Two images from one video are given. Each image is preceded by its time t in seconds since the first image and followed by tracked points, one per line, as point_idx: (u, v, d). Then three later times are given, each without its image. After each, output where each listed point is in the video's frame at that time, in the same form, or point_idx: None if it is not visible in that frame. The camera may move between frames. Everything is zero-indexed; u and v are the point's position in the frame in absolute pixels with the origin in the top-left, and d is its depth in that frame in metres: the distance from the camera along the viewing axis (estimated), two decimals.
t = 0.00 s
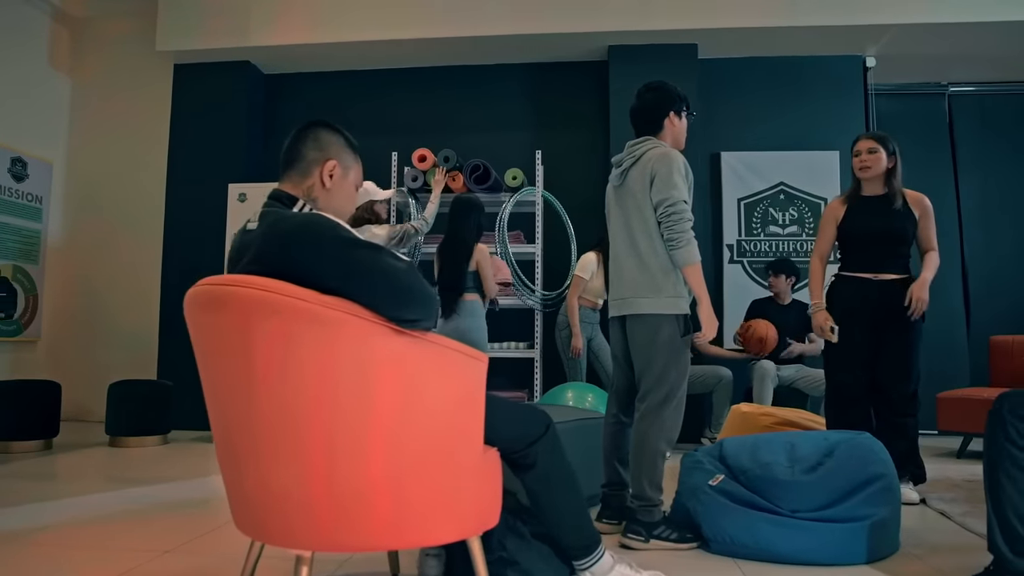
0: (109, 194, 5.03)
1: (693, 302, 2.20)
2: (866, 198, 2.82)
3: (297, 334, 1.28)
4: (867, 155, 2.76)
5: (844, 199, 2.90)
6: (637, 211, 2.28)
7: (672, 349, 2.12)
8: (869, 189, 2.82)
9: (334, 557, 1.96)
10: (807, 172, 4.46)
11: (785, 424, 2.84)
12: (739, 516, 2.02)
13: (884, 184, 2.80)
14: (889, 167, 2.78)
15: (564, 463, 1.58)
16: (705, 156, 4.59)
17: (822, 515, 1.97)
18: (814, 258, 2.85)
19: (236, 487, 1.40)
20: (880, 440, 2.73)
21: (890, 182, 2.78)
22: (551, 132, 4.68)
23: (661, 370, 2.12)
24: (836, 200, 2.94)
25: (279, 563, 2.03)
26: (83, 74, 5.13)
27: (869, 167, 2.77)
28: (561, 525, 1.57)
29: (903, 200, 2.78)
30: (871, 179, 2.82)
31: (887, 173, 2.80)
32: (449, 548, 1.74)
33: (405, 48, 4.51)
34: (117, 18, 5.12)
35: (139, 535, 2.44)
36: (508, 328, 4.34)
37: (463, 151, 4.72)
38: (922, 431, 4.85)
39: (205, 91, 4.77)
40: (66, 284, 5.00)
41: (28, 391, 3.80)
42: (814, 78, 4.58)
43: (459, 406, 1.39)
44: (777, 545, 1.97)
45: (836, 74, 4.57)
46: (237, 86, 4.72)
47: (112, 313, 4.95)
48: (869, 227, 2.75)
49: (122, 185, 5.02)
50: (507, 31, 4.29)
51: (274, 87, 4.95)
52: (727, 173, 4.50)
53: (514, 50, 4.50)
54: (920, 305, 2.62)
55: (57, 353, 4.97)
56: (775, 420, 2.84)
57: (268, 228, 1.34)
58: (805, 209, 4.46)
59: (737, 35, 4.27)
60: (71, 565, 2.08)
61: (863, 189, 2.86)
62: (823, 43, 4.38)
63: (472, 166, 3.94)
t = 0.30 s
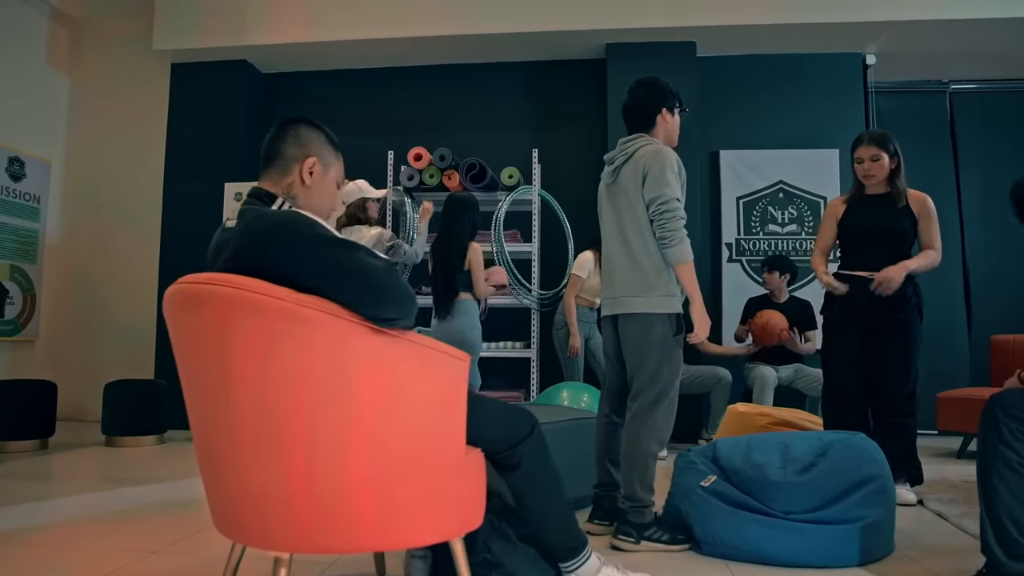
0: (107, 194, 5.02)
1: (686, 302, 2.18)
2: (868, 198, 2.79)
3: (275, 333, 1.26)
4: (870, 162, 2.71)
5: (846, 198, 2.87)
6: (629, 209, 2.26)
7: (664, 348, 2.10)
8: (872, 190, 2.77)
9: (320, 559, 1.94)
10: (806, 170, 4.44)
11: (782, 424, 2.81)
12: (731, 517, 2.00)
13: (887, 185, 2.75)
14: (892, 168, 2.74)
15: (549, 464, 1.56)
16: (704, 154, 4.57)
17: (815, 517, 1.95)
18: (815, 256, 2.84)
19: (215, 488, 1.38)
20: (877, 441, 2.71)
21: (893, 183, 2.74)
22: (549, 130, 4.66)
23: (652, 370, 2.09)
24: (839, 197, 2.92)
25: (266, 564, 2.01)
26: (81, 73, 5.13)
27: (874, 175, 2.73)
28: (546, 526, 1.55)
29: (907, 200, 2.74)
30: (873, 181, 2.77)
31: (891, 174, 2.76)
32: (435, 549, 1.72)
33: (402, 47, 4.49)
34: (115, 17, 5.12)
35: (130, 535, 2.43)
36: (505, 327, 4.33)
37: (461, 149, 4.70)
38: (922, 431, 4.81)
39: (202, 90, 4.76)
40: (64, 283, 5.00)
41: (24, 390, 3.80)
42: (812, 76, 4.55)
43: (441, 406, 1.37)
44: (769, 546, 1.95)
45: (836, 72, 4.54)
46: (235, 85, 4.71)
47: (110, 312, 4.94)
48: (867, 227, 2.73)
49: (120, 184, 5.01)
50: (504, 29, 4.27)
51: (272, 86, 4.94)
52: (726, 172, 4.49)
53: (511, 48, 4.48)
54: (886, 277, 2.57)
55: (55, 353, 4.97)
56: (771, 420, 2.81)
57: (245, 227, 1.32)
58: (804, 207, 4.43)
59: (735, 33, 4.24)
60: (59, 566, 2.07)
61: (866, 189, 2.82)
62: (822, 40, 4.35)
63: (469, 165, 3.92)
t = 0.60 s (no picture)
0: (103, 194, 5.02)
1: (677, 302, 2.15)
2: (866, 197, 2.76)
3: (252, 333, 1.24)
4: (868, 161, 2.68)
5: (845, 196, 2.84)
6: (619, 207, 2.24)
7: (655, 348, 2.07)
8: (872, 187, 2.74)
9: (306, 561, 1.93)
10: (805, 169, 4.41)
11: (778, 426, 2.79)
12: (721, 520, 1.97)
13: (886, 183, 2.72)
14: (891, 167, 2.71)
15: (533, 465, 1.54)
16: (702, 153, 4.55)
17: (806, 519, 1.93)
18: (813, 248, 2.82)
19: (193, 489, 1.36)
20: (872, 441, 2.68)
21: (891, 181, 2.71)
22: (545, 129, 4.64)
23: (644, 370, 2.06)
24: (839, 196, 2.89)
25: (253, 565, 2.00)
26: (79, 73, 5.13)
27: (872, 173, 2.69)
28: (531, 527, 1.53)
29: (903, 199, 2.71)
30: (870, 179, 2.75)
31: (890, 173, 2.73)
32: (421, 550, 1.70)
33: (398, 46, 4.48)
34: (112, 16, 5.11)
35: (118, 535, 2.42)
36: (501, 327, 4.31)
37: (458, 148, 4.68)
38: (921, 432, 4.79)
39: (199, 89, 4.75)
40: (61, 283, 5.00)
41: (18, 390, 3.79)
42: (809, 75, 4.52)
43: (420, 408, 1.36)
44: (760, 549, 1.93)
45: (835, 70, 4.51)
46: (231, 84, 4.70)
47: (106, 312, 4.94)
48: (863, 225, 2.70)
49: (117, 183, 5.01)
50: (501, 27, 4.25)
51: (269, 86, 4.93)
52: (724, 170, 4.46)
53: (509, 46, 4.46)
54: (873, 248, 2.56)
55: (52, 353, 4.98)
56: (767, 421, 2.79)
57: (222, 225, 1.31)
58: (803, 206, 4.40)
59: (733, 31, 4.21)
60: (45, 566, 2.06)
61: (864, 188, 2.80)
62: (820, 38, 4.32)
63: (464, 164, 3.91)
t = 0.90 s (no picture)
0: (101, 194, 5.02)
1: (669, 302, 2.13)
2: (862, 196, 2.74)
3: (230, 333, 1.23)
4: (861, 154, 2.66)
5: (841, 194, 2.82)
6: (610, 206, 2.22)
7: (646, 349, 2.05)
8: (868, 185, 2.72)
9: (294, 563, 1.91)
10: (803, 168, 4.39)
11: (774, 427, 2.77)
12: (712, 523, 1.96)
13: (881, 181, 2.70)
14: (885, 165, 2.67)
15: (518, 467, 1.52)
16: (701, 152, 4.53)
17: (798, 522, 1.91)
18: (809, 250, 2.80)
19: (172, 491, 1.34)
20: (868, 442, 2.66)
21: (887, 179, 2.68)
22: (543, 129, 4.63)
23: (636, 371, 2.04)
24: (835, 194, 2.87)
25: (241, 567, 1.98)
26: (77, 73, 5.13)
27: (863, 167, 2.67)
28: (516, 529, 1.51)
29: (900, 197, 2.69)
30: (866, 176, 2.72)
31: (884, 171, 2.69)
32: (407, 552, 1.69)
33: (395, 45, 4.46)
34: (110, 16, 5.11)
35: (109, 536, 2.41)
36: (498, 327, 4.30)
37: (455, 148, 4.67)
38: (919, 433, 4.77)
39: (197, 88, 4.74)
40: (58, 283, 5.00)
41: (14, 390, 3.79)
42: (808, 74, 4.49)
43: (401, 409, 1.34)
44: (751, 552, 1.91)
45: (834, 68, 4.48)
46: (228, 84, 4.70)
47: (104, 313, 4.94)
48: (859, 224, 2.68)
49: (115, 184, 5.01)
50: (498, 26, 4.24)
51: (267, 86, 4.93)
52: (722, 169, 4.45)
53: (506, 46, 4.45)
54: (873, 251, 2.54)
55: (50, 353, 4.97)
56: (762, 422, 2.76)
57: (200, 224, 1.29)
58: (802, 205, 4.38)
59: (731, 29, 4.19)
60: (32, 568, 2.04)
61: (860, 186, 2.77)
62: (819, 37, 4.30)
63: (460, 163, 3.91)
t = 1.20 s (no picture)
0: (100, 194, 5.02)
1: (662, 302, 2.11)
2: (860, 193, 2.71)
3: (209, 332, 1.21)
4: (859, 146, 2.67)
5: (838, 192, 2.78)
6: (604, 204, 2.20)
7: (639, 348, 2.03)
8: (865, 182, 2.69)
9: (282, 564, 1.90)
10: (804, 167, 4.35)
11: (771, 428, 2.74)
12: (705, 524, 1.93)
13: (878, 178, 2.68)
14: (883, 161, 2.66)
15: (504, 469, 1.51)
16: (701, 151, 4.51)
17: (792, 524, 1.88)
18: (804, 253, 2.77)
19: (154, 493, 1.32)
20: (865, 443, 2.63)
21: (884, 177, 2.65)
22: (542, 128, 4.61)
23: (629, 370, 2.02)
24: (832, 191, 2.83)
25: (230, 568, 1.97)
26: (77, 73, 5.13)
27: (860, 160, 2.67)
28: (502, 531, 1.49)
29: (898, 196, 2.66)
30: (864, 173, 2.70)
31: (883, 167, 2.67)
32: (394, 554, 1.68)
33: (394, 44, 4.45)
34: (111, 16, 5.11)
35: (103, 537, 2.41)
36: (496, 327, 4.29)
37: (454, 147, 4.66)
38: (920, 433, 4.74)
39: (196, 88, 4.74)
40: (59, 284, 5.00)
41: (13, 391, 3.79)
42: (808, 73, 4.46)
43: (385, 409, 1.32)
44: (744, 554, 1.88)
45: (835, 66, 4.45)
46: (228, 84, 4.69)
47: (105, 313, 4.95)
48: (857, 223, 2.64)
49: (115, 184, 5.01)
50: (497, 25, 4.22)
51: (266, 85, 4.92)
52: (722, 168, 4.42)
53: (506, 44, 4.43)
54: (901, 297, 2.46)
55: (50, 354, 4.98)
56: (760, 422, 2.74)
57: (179, 222, 1.28)
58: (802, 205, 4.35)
59: (731, 27, 4.16)
60: (23, 567, 2.04)
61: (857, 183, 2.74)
62: (821, 35, 4.27)
63: (457, 163, 3.90)
